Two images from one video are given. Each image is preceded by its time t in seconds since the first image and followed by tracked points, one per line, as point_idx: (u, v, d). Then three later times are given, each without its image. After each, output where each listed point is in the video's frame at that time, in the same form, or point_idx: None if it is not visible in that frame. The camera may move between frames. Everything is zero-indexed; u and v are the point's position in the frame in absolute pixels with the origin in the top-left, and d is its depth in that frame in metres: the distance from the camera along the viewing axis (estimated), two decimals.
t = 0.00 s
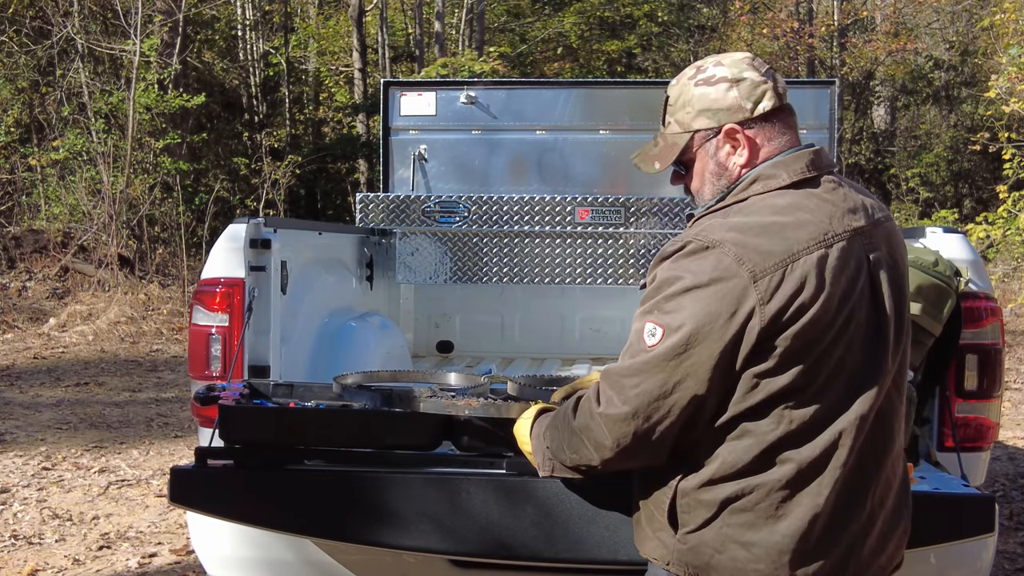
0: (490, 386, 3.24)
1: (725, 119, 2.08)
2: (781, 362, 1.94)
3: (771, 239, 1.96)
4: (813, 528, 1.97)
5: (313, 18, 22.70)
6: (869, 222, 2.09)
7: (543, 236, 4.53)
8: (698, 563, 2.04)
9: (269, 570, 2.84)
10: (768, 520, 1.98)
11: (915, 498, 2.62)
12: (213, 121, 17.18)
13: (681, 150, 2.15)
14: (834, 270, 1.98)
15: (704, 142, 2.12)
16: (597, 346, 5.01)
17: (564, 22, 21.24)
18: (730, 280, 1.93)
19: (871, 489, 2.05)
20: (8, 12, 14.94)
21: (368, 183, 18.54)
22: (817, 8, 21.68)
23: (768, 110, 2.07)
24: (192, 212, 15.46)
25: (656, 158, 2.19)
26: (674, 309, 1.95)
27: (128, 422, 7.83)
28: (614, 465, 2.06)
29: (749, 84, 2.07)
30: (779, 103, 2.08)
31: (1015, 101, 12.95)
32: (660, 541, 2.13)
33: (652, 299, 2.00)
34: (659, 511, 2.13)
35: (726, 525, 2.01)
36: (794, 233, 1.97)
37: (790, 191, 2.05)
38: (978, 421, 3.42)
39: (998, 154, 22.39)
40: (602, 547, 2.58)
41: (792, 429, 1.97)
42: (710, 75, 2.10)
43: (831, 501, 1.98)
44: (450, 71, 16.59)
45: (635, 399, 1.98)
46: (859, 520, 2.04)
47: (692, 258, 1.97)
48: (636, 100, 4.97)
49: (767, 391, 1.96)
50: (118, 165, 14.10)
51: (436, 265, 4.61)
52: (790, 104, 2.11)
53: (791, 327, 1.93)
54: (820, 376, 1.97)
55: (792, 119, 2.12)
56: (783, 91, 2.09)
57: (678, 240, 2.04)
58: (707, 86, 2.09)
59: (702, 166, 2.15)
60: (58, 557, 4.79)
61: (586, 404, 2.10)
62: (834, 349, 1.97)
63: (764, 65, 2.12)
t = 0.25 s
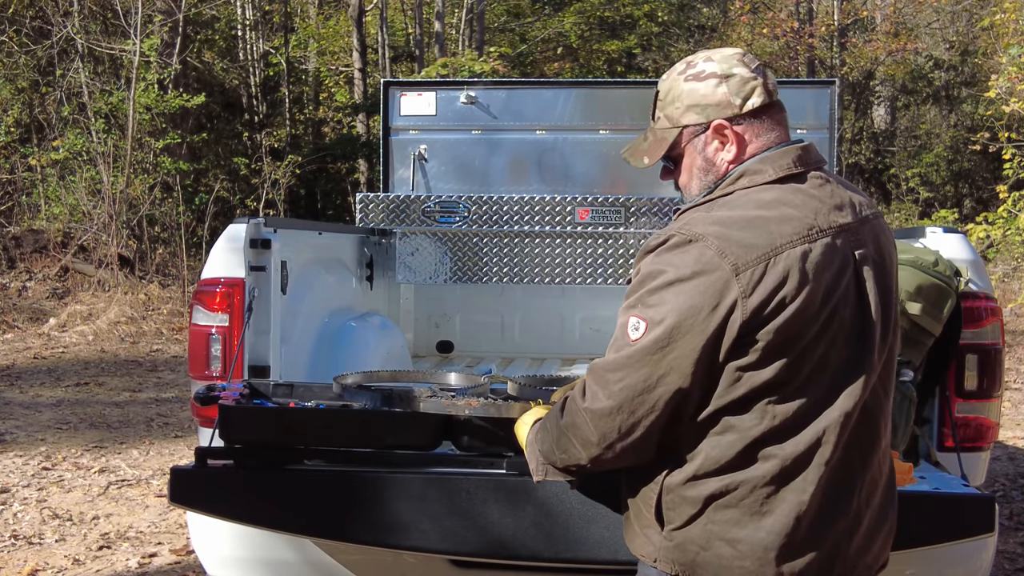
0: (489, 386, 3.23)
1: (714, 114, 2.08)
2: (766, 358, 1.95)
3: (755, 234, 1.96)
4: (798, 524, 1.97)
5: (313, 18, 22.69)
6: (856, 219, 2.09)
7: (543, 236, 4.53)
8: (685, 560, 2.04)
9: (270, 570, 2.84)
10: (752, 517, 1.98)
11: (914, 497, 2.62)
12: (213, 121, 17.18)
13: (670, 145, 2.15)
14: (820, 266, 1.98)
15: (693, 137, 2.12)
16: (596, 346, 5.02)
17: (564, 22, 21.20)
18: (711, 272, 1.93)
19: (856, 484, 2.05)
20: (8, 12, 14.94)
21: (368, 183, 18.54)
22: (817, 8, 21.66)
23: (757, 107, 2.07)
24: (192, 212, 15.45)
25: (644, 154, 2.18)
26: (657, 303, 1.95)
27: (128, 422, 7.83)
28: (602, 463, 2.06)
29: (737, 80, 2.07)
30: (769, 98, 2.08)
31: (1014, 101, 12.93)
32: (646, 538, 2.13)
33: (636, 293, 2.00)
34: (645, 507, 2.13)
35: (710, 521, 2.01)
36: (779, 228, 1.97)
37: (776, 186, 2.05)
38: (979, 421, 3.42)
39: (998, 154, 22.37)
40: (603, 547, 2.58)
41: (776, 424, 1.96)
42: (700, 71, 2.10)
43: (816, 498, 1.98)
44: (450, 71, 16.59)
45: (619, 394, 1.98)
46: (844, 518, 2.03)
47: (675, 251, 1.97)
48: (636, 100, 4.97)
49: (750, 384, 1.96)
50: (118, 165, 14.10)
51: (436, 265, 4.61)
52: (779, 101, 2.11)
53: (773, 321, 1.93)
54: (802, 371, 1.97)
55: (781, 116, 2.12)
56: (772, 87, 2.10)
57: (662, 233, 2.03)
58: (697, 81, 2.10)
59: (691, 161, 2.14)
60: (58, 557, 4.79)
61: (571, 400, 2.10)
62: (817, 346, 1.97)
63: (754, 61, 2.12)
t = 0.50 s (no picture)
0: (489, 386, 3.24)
1: (699, 119, 2.08)
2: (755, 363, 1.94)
3: (745, 240, 1.96)
4: (790, 525, 1.97)
5: (313, 19, 22.67)
6: (845, 220, 2.09)
7: (543, 236, 4.53)
8: (678, 561, 2.04)
9: (270, 570, 2.84)
10: (745, 517, 1.98)
11: (913, 497, 2.62)
12: (213, 121, 17.17)
13: (657, 149, 2.15)
14: (812, 270, 1.98)
15: (679, 142, 2.12)
16: (596, 345, 5.01)
17: (564, 22, 21.17)
18: (702, 279, 1.92)
19: (846, 485, 2.05)
20: (8, 12, 14.95)
21: (367, 183, 18.54)
22: (817, 8, 21.64)
23: (743, 110, 2.06)
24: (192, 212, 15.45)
25: (632, 157, 2.18)
26: (648, 310, 1.95)
27: (128, 422, 7.83)
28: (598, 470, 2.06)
29: (723, 83, 2.06)
30: (754, 102, 2.08)
31: (1014, 101, 12.94)
32: (640, 540, 2.13)
33: (625, 301, 2.00)
34: (638, 508, 2.13)
35: (704, 522, 2.01)
36: (768, 233, 1.97)
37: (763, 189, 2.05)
38: (979, 421, 3.42)
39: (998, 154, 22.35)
40: (603, 546, 2.58)
41: (766, 427, 1.97)
42: (685, 75, 2.10)
43: (807, 500, 1.98)
44: (450, 71, 16.60)
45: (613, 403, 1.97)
46: (837, 518, 2.03)
47: (664, 258, 1.97)
48: (636, 100, 4.97)
49: (742, 390, 1.96)
50: (118, 165, 14.11)
51: (436, 265, 4.61)
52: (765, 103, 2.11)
53: (764, 327, 1.93)
54: (793, 375, 1.97)
55: (768, 119, 2.12)
56: (757, 90, 2.09)
57: (651, 240, 2.03)
58: (681, 85, 2.09)
59: (677, 165, 2.15)
60: (58, 557, 4.79)
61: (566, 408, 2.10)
62: (808, 349, 1.97)
63: (739, 63, 2.11)
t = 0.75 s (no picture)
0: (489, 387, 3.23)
1: (695, 120, 2.08)
2: (749, 365, 1.94)
3: (738, 243, 1.96)
4: (782, 524, 1.97)
5: (313, 19, 22.66)
6: (843, 222, 2.09)
7: (544, 236, 4.53)
8: (673, 559, 2.04)
9: (270, 570, 2.84)
10: (738, 516, 1.98)
11: (912, 497, 2.62)
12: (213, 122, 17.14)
13: (653, 149, 2.15)
14: (807, 272, 1.98)
15: (674, 143, 2.12)
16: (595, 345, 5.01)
17: (564, 22, 21.13)
18: (695, 283, 1.92)
19: (842, 486, 2.05)
20: (8, 12, 14.96)
21: (367, 183, 18.55)
22: (817, 9, 21.62)
23: (739, 112, 2.06)
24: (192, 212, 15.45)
25: (628, 157, 2.18)
26: (641, 313, 1.95)
27: (128, 422, 7.83)
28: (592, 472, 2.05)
29: (719, 85, 2.06)
30: (750, 104, 2.07)
31: (1014, 101, 12.93)
32: (637, 538, 2.14)
33: (620, 303, 2.00)
34: (634, 506, 2.14)
35: (699, 521, 2.01)
36: (763, 237, 1.97)
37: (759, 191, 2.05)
38: (979, 421, 3.42)
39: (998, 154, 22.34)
40: (603, 547, 2.58)
41: (759, 427, 1.97)
42: (681, 76, 2.09)
43: (799, 499, 1.98)
44: (450, 71, 16.61)
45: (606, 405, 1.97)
46: (830, 518, 2.03)
47: (658, 261, 1.97)
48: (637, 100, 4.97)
49: (735, 396, 1.96)
50: (118, 165, 14.11)
51: (436, 265, 4.61)
52: (760, 105, 2.10)
53: (756, 330, 1.93)
54: (787, 377, 1.97)
55: (764, 121, 2.11)
56: (752, 92, 2.09)
57: (645, 242, 2.04)
58: (678, 87, 2.09)
59: (673, 166, 2.14)
60: (58, 557, 4.79)
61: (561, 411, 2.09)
62: (802, 350, 1.97)
63: (735, 65, 2.11)
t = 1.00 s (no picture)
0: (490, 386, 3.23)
1: (701, 112, 2.09)
2: (745, 361, 1.95)
3: (737, 237, 1.97)
4: (778, 525, 1.96)
5: (314, 19, 22.64)
6: (845, 222, 2.09)
7: (544, 236, 4.53)
8: (668, 557, 2.06)
9: (270, 570, 2.84)
10: (733, 515, 1.98)
11: (913, 498, 2.62)
12: (213, 122, 17.37)
13: (659, 141, 2.17)
14: (805, 268, 1.98)
15: (681, 135, 2.13)
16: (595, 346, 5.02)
17: (564, 22, 21.07)
18: (692, 275, 1.94)
19: (840, 485, 2.04)
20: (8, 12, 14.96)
21: (368, 183, 18.54)
22: (817, 9, 21.61)
23: (745, 107, 2.07)
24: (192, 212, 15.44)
25: (637, 148, 2.21)
26: (640, 301, 1.97)
27: (128, 422, 7.83)
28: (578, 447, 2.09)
29: (728, 80, 2.06)
30: (758, 100, 2.08)
31: (1015, 101, 12.93)
32: (633, 535, 2.17)
33: (621, 289, 2.03)
34: (632, 500, 2.15)
35: (695, 519, 2.01)
36: (763, 234, 1.98)
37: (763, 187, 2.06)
38: (979, 422, 3.42)
39: (998, 154, 22.34)
40: (602, 547, 2.58)
41: (755, 425, 1.96)
42: (691, 69, 2.10)
43: (796, 499, 1.97)
44: (450, 72, 16.62)
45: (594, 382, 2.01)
46: (827, 518, 2.03)
47: (660, 250, 1.99)
48: (637, 100, 4.97)
49: (726, 388, 1.96)
50: (118, 165, 14.12)
51: (436, 265, 4.61)
52: (771, 103, 2.11)
53: (751, 323, 1.93)
54: (784, 373, 1.97)
55: (774, 119, 2.12)
56: (763, 89, 2.09)
57: (646, 233, 2.05)
58: (687, 79, 2.10)
59: (680, 159, 2.16)
60: (58, 557, 4.79)
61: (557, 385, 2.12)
62: (800, 348, 1.98)
63: (748, 62, 2.11)
